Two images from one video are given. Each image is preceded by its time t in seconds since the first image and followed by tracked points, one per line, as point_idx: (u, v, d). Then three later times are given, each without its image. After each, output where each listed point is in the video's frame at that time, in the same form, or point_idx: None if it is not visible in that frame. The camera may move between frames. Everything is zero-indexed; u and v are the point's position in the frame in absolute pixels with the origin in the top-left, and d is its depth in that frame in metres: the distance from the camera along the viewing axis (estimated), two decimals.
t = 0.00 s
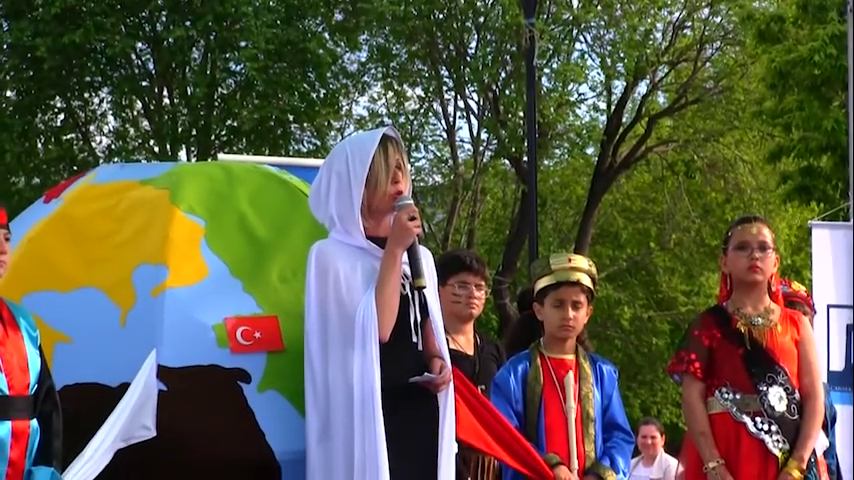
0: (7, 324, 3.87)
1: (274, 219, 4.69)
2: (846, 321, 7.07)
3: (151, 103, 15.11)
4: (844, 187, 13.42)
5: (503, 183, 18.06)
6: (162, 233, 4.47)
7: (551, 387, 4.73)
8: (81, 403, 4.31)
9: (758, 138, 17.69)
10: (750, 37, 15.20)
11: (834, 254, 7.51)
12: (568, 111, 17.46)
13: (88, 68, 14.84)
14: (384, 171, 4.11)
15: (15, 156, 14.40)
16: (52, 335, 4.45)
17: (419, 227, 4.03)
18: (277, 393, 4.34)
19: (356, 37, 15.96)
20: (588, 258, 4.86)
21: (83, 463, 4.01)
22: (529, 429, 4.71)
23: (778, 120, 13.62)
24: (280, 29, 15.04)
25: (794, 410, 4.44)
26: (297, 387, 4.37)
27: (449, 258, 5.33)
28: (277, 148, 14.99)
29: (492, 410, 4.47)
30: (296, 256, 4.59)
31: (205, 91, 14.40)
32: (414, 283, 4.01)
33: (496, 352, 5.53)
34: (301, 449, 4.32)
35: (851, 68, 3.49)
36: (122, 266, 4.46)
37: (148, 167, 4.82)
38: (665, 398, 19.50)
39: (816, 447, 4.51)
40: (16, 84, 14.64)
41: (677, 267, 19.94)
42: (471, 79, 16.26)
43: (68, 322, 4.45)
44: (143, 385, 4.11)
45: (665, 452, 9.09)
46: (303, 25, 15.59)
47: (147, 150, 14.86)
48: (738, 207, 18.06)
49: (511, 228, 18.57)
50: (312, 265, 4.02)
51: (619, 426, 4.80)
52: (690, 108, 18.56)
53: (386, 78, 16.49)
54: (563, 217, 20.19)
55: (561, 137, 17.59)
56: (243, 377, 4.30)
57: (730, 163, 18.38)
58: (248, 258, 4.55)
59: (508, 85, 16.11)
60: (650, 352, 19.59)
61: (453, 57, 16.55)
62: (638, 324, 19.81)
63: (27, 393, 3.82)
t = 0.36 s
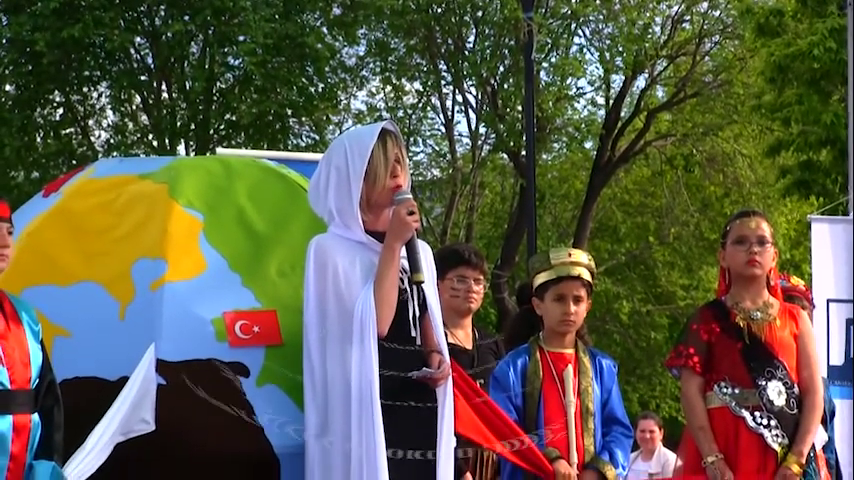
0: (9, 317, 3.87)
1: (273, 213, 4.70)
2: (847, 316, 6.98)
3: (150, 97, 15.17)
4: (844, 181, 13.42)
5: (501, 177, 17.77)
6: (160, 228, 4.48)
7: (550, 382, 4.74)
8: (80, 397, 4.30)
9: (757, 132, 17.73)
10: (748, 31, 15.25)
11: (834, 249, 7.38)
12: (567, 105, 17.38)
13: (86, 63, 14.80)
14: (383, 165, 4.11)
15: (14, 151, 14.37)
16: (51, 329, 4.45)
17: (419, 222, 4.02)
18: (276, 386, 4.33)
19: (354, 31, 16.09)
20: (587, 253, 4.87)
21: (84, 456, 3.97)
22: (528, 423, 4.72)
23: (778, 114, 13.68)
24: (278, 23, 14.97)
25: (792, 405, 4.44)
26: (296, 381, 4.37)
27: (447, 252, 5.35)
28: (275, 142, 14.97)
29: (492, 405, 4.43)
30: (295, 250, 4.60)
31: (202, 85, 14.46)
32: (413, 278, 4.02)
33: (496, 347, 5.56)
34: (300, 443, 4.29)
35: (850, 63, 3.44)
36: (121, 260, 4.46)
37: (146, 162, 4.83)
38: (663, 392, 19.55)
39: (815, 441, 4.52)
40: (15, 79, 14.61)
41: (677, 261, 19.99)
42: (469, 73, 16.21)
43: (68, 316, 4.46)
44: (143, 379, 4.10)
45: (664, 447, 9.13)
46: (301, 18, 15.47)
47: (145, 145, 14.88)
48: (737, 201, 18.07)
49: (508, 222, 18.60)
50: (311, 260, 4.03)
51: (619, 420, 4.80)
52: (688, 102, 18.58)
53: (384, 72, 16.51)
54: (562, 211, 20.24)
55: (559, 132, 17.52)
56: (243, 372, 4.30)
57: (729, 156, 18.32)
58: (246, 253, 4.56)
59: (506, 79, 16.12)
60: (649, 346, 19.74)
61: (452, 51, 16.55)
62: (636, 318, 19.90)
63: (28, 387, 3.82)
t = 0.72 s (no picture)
0: (44, 304, 3.85)
1: (305, 199, 4.68)
2: None
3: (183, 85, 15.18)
4: None
5: (534, 164, 18.08)
6: (193, 215, 4.47)
7: (584, 369, 4.68)
8: (115, 385, 4.31)
9: (791, 119, 17.50)
10: (780, 17, 15.09)
11: None
12: (600, 92, 17.20)
13: (119, 51, 14.89)
14: (416, 153, 4.09)
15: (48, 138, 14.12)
16: (85, 317, 4.46)
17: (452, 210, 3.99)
18: (308, 373, 4.31)
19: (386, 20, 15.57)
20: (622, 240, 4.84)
21: (117, 443, 3.98)
22: (562, 410, 4.67)
23: (811, 100, 13.52)
24: (311, 10, 14.84)
25: (827, 392, 4.39)
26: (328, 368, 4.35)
27: (479, 239, 5.30)
28: (308, 130, 14.96)
29: (525, 391, 4.52)
30: (327, 238, 4.57)
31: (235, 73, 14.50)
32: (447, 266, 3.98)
33: (528, 333, 5.53)
34: (333, 430, 4.29)
35: None
36: (154, 247, 4.46)
37: (179, 149, 4.83)
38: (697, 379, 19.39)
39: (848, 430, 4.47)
40: (49, 66, 14.48)
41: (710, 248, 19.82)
42: (501, 61, 16.10)
43: (102, 303, 4.46)
44: (175, 367, 4.10)
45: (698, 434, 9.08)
46: (332, 5, 15.13)
47: (177, 132, 14.90)
48: (771, 188, 17.91)
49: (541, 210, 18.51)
50: (344, 247, 4.01)
51: (653, 407, 4.76)
52: (721, 89, 18.37)
53: (417, 60, 16.46)
54: (595, 198, 20.09)
55: (592, 119, 17.28)
56: (275, 359, 4.29)
57: (762, 143, 18.21)
58: (279, 241, 4.55)
59: (539, 67, 16.06)
60: (682, 333, 19.45)
61: (483, 39, 16.53)
62: (670, 305, 19.65)
63: (63, 375, 3.81)
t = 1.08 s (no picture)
0: (93, 295, 3.84)
1: (353, 189, 4.64)
2: None
3: (230, 75, 15.20)
4: None
5: (582, 153, 17.83)
6: (241, 205, 4.45)
7: (630, 359, 4.58)
8: (162, 375, 4.31)
9: (839, 108, 17.13)
10: (829, 6, 14.75)
11: None
12: (647, 81, 16.97)
13: (166, 41, 14.87)
14: (464, 143, 4.03)
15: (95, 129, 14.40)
16: (134, 307, 4.46)
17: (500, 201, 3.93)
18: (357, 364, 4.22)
19: (432, 9, 16.03)
20: (669, 231, 4.72)
21: (164, 434, 4.01)
22: (609, 401, 4.58)
23: None
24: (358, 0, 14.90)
25: None
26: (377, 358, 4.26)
27: (528, 228, 5.22)
28: (356, 120, 14.79)
29: (573, 382, 4.47)
30: (376, 228, 4.52)
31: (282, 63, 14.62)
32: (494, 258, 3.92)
33: (576, 323, 5.46)
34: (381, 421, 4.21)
35: None
36: (202, 237, 4.45)
37: (227, 140, 4.81)
38: (747, 369, 18.96)
39: None
40: (96, 57, 14.58)
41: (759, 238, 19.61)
42: (549, 51, 15.86)
43: (149, 293, 4.46)
44: (223, 357, 4.09)
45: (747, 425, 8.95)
46: None
47: (225, 123, 14.73)
48: (820, 177, 17.55)
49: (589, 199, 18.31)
50: (392, 237, 3.98)
51: (700, 397, 4.64)
52: (770, 78, 18.14)
53: (464, 50, 16.41)
54: (643, 188, 20.02)
55: (640, 108, 16.82)
56: (323, 348, 4.22)
57: (811, 132, 17.90)
58: (326, 231, 4.51)
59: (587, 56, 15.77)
60: (731, 323, 18.99)
61: (531, 28, 16.21)
62: (719, 294, 19.38)
63: (111, 365, 3.80)
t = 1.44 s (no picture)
0: (138, 290, 3.83)
1: (398, 184, 4.61)
2: None
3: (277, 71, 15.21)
4: None
5: (629, 149, 17.76)
6: (288, 200, 4.44)
7: (676, 355, 4.51)
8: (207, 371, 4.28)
9: None
10: None
11: None
12: (694, 77, 16.78)
13: (213, 37, 15.03)
14: (511, 138, 3.97)
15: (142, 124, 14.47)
16: (179, 302, 4.46)
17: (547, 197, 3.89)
18: (403, 360, 4.21)
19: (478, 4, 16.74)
20: (714, 225, 4.63)
21: (211, 429, 4.00)
22: (656, 396, 4.52)
23: None
24: None
25: None
26: (423, 353, 4.23)
27: (574, 224, 5.18)
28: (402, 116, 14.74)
29: (619, 379, 4.43)
30: (421, 223, 4.49)
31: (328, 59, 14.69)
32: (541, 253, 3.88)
33: (622, 319, 5.40)
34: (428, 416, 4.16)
35: None
36: (248, 233, 4.44)
37: (273, 135, 4.80)
38: (793, 365, 18.85)
39: None
40: (143, 53, 14.63)
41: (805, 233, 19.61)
42: (595, 46, 15.76)
43: (196, 289, 4.45)
44: (269, 352, 4.10)
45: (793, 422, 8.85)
46: None
47: (272, 118, 14.83)
48: None
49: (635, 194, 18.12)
50: (437, 233, 3.94)
51: (746, 391, 4.56)
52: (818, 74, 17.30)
53: (511, 45, 16.40)
54: (689, 183, 19.92)
55: (687, 103, 16.90)
56: (369, 344, 4.21)
57: None
58: (372, 226, 4.48)
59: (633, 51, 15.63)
60: (778, 318, 18.92)
61: (578, 23, 16.14)
62: (765, 290, 19.21)
63: (156, 360, 3.79)
